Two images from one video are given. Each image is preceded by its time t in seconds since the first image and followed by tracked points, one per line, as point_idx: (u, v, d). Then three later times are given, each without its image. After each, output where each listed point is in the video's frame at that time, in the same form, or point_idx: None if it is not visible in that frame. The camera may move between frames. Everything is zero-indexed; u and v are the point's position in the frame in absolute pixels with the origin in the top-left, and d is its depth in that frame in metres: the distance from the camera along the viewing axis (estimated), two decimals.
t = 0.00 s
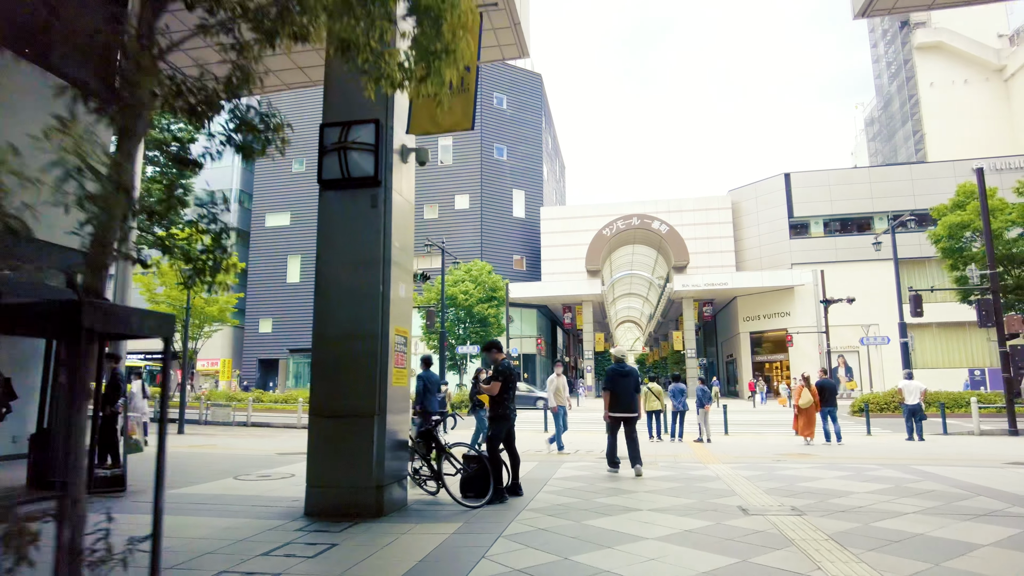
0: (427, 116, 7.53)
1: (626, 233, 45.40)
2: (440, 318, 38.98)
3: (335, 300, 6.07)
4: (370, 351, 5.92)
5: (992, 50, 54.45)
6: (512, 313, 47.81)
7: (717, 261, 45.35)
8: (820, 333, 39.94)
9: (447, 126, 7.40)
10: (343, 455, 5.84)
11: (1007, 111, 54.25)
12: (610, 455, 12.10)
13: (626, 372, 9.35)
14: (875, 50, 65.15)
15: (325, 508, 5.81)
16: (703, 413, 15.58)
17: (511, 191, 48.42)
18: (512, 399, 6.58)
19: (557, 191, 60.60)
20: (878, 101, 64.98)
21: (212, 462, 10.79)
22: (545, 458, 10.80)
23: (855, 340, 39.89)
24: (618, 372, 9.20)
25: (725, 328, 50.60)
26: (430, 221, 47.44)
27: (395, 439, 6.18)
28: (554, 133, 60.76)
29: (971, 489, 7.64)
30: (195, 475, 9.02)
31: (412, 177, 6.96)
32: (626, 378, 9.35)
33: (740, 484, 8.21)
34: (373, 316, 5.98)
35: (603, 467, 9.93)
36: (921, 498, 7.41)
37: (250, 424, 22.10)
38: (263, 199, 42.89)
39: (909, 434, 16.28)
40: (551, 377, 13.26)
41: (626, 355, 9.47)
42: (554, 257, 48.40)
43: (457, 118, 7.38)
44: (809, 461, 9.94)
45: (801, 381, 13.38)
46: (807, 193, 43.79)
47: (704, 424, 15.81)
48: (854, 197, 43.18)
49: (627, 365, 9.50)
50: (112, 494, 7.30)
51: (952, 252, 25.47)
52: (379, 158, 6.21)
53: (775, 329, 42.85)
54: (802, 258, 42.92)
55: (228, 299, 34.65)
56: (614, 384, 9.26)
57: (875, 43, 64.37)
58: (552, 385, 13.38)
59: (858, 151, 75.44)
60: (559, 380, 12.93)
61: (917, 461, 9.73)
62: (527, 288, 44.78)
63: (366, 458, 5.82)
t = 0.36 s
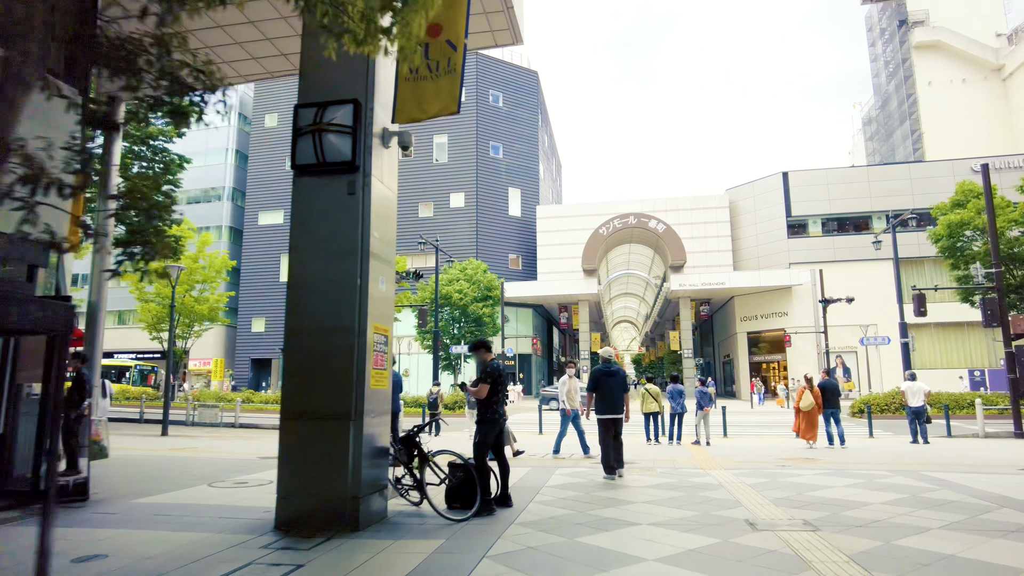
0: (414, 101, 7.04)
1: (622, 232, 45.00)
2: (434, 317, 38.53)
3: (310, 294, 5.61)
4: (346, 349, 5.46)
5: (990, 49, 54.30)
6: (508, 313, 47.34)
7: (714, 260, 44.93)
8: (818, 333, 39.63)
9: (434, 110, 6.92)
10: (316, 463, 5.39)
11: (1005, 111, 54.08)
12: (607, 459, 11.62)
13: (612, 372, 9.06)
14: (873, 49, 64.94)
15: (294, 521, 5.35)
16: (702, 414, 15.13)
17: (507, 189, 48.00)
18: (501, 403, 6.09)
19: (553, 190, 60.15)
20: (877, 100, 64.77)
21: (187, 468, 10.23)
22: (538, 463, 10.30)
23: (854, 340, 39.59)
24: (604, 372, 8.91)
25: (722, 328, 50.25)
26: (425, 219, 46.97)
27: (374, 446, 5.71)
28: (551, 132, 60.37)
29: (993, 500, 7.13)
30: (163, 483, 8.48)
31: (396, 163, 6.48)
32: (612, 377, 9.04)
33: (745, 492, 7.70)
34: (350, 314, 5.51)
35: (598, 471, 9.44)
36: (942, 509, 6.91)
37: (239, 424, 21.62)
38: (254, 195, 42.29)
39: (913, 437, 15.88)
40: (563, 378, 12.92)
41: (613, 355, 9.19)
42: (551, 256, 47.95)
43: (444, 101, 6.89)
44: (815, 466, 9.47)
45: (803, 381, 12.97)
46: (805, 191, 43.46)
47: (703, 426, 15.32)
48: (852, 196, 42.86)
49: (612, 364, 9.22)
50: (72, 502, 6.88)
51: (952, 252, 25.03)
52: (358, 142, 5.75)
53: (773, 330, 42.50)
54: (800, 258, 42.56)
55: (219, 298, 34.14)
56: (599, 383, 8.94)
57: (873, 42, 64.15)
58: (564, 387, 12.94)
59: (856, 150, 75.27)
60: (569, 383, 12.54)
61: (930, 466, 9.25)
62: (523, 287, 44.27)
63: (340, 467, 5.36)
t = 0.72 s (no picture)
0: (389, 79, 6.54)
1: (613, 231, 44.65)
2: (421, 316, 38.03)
3: (270, 285, 5.15)
4: (307, 343, 4.99)
5: (979, 50, 54.47)
6: (498, 312, 46.91)
7: (705, 260, 44.67)
8: (807, 333, 39.46)
9: (409, 89, 6.41)
10: (274, 468, 4.91)
11: (993, 111, 54.29)
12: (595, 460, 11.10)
13: (600, 371, 8.63)
14: (864, 50, 65.08)
15: (252, 530, 4.86)
16: (692, 414, 14.70)
17: (496, 187, 47.57)
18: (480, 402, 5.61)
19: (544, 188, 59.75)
20: (867, 100, 64.89)
21: (151, 471, 9.65)
22: (522, 466, 9.76)
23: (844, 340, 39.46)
24: (589, 371, 8.49)
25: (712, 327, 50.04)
26: (414, 217, 46.41)
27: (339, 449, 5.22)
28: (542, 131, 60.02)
29: (1004, 505, 6.66)
30: (119, 488, 7.90)
31: (368, 144, 6.03)
32: (598, 377, 8.63)
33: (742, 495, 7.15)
34: (312, 305, 5.04)
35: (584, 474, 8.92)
36: (956, 515, 6.34)
37: (219, 425, 21.07)
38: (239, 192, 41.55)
39: (909, 437, 15.52)
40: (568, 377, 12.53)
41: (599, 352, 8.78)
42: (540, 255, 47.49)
43: (420, 80, 6.40)
44: (813, 468, 8.97)
45: (798, 380, 12.58)
46: (795, 190, 43.28)
47: (694, 426, 14.92)
48: (842, 195, 42.74)
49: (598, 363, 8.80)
50: (16, 511, 6.41)
51: (944, 250, 24.63)
52: (324, 118, 5.28)
53: (763, 329, 42.31)
54: (790, 257, 42.37)
55: (202, 295, 33.43)
56: (583, 382, 8.52)
57: (863, 42, 64.28)
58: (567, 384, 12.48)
59: (846, 151, 75.46)
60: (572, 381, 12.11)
61: (934, 469, 8.76)
62: (512, 286, 43.81)
63: (301, 470, 4.87)
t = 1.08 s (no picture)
0: (377, 59, 6.09)
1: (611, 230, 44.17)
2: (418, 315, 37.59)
3: (243, 274, 4.74)
4: (284, 338, 4.56)
5: (978, 49, 54.25)
6: (495, 310, 46.45)
7: (704, 258, 44.25)
8: (807, 332, 39.07)
9: (399, 72, 5.99)
10: (244, 474, 4.47)
11: (993, 110, 54.01)
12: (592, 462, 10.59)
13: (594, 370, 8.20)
14: (863, 49, 64.77)
15: (221, 541, 4.42)
16: (693, 414, 14.23)
17: (493, 185, 47.15)
18: (468, 401, 5.19)
19: (542, 186, 59.34)
20: (866, 99, 64.58)
21: (126, 474, 9.11)
22: (517, 469, 9.21)
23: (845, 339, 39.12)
24: (584, 370, 8.07)
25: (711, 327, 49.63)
26: (410, 215, 45.92)
27: (316, 452, 4.77)
28: (539, 129, 59.63)
29: None
30: (84, 492, 7.36)
31: (351, 126, 5.62)
32: (594, 375, 8.23)
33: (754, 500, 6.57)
34: (287, 297, 4.61)
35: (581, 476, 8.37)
36: (990, 523, 5.76)
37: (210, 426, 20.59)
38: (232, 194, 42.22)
39: (916, 438, 15.10)
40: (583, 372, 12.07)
41: (593, 350, 8.33)
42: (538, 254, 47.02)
43: (411, 62, 5.99)
44: (825, 471, 8.43)
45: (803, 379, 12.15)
46: (795, 188, 42.90)
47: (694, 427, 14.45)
48: (842, 194, 42.40)
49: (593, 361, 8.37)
50: None
51: (947, 249, 24.06)
52: (301, 94, 4.88)
53: (763, 328, 41.94)
54: (790, 256, 42.00)
55: (195, 294, 32.92)
56: (579, 382, 8.13)
57: (863, 41, 63.95)
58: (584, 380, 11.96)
59: (845, 150, 75.18)
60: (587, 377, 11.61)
61: (954, 472, 8.22)
62: (509, 285, 43.33)
63: (271, 474, 4.43)
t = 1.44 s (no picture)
0: (362, 40, 5.65)
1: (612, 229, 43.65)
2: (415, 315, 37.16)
3: (204, 267, 4.27)
4: (247, 340, 4.10)
5: (982, 47, 53.92)
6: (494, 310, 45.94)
7: (705, 258, 43.83)
8: (810, 332, 38.60)
9: (384, 55, 5.57)
10: (200, 493, 4.01)
11: (996, 109, 53.58)
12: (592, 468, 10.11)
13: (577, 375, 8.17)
14: (865, 47, 64.33)
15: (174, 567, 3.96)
16: (696, 417, 13.75)
17: (493, 184, 46.72)
18: (455, 409, 4.74)
19: (541, 185, 58.89)
20: (868, 98, 64.14)
21: (98, 483, 8.62)
22: (512, 477, 8.71)
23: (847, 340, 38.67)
24: (567, 376, 8.03)
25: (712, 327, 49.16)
26: (409, 215, 45.49)
27: (285, 464, 4.33)
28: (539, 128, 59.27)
29: None
30: (45, 504, 6.85)
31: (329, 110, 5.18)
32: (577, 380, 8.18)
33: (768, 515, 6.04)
34: (251, 295, 4.16)
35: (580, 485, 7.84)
36: None
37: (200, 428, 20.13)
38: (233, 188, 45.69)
39: (924, 442, 14.67)
40: (601, 374, 11.09)
41: (572, 354, 8.32)
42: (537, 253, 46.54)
43: (397, 44, 5.56)
44: (839, 481, 7.93)
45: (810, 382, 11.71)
46: (797, 187, 42.46)
47: (697, 431, 13.98)
48: (845, 192, 41.97)
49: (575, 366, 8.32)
50: None
51: (954, 248, 23.48)
52: (270, 71, 4.42)
53: (765, 329, 41.50)
54: (792, 255, 41.56)
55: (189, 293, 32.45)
56: (564, 389, 8.04)
57: (865, 40, 63.49)
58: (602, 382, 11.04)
59: (846, 149, 74.74)
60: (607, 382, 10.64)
61: (976, 482, 7.73)
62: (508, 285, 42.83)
63: (231, 492, 3.98)
